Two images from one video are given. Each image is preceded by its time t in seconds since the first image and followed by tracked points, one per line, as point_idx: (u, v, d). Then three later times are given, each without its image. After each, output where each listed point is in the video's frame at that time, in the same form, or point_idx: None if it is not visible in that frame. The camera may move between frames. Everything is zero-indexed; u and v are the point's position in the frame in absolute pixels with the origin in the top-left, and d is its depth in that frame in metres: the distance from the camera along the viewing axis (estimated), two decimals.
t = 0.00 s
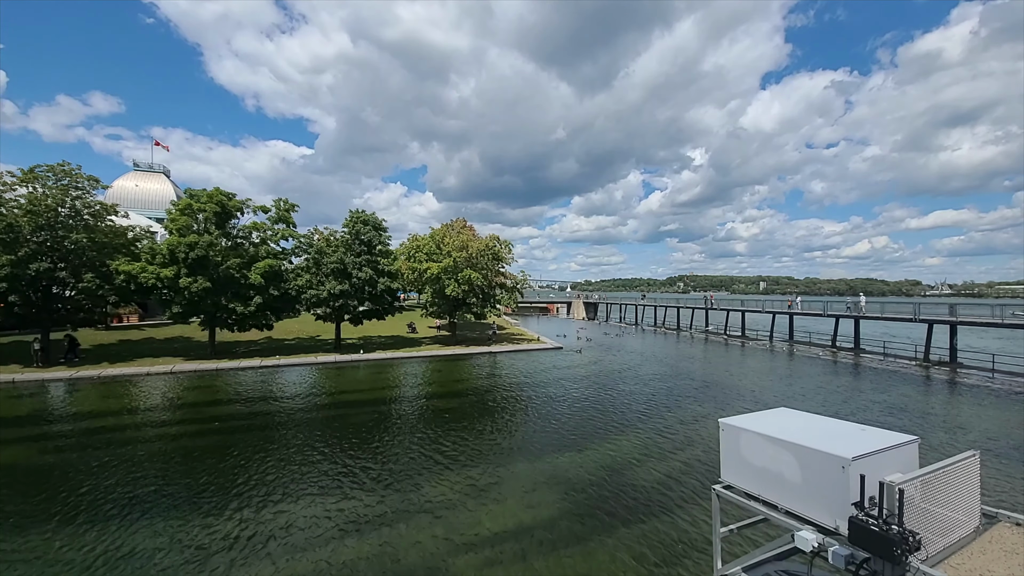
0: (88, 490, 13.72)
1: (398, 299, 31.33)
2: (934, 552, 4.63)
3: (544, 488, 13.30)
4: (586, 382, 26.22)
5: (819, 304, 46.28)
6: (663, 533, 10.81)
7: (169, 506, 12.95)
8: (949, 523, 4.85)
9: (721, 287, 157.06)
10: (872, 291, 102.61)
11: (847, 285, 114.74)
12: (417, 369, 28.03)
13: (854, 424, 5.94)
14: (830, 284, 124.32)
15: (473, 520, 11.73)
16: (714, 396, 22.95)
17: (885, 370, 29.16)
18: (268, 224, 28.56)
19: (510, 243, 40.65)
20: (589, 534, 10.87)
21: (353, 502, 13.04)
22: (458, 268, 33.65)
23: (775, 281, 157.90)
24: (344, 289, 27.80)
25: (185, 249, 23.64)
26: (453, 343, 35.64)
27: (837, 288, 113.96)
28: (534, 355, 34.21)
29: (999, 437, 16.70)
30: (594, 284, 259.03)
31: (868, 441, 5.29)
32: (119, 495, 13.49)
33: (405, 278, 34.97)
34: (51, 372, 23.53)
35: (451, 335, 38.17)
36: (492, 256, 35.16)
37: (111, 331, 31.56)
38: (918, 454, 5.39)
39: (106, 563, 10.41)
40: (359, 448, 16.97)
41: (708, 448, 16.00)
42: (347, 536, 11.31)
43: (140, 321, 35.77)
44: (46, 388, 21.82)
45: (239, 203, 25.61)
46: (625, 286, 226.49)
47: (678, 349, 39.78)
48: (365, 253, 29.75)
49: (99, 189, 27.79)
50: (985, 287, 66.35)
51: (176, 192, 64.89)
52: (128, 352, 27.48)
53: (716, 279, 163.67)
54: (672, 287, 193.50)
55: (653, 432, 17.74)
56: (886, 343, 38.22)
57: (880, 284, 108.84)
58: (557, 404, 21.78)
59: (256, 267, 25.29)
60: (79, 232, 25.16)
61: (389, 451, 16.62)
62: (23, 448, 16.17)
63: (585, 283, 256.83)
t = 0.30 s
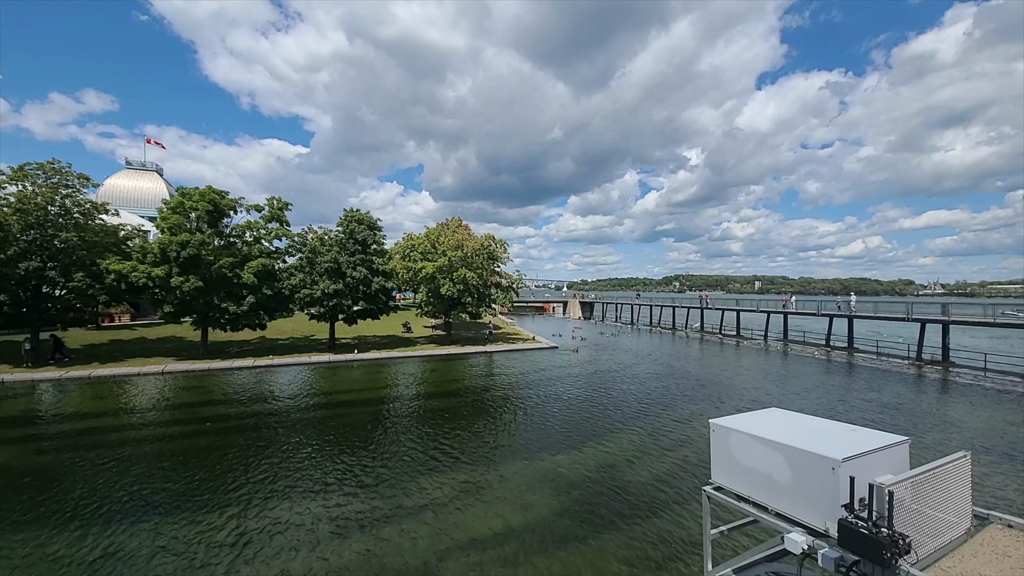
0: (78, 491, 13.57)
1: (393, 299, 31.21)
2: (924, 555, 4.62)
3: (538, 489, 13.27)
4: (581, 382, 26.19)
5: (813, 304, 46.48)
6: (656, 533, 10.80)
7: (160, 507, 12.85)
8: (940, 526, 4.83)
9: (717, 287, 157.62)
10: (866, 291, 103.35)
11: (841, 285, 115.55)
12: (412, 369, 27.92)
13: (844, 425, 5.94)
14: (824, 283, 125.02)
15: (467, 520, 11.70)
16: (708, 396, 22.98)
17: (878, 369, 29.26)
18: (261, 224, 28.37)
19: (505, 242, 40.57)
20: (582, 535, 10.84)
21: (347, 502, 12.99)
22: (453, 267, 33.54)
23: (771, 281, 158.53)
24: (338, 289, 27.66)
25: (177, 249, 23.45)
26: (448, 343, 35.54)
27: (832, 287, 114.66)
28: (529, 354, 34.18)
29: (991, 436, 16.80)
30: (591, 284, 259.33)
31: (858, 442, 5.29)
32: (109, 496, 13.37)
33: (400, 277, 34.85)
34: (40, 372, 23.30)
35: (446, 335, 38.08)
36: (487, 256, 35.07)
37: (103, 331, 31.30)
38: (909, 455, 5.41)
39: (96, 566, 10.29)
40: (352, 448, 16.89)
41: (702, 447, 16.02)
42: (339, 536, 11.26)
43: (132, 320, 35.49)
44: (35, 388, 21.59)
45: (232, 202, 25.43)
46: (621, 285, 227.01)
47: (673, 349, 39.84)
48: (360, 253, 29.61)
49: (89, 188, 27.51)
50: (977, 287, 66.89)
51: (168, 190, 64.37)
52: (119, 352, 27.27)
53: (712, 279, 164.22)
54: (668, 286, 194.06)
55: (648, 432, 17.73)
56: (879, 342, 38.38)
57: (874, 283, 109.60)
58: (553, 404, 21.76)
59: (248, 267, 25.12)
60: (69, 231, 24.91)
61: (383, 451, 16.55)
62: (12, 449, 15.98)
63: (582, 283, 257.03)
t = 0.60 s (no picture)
0: (67, 495, 13.37)
1: (386, 300, 31.06)
2: (910, 557, 4.62)
3: (531, 490, 13.25)
4: (575, 382, 26.21)
5: (805, 304, 46.86)
6: (648, 533, 10.80)
7: (150, 510, 12.70)
8: (926, 527, 4.84)
9: (710, 287, 158.60)
10: (857, 291, 104.32)
11: (832, 285, 116.55)
12: (405, 370, 27.80)
13: (833, 426, 5.97)
14: (817, 284, 125.95)
15: (460, 522, 11.66)
16: (701, 396, 23.05)
17: (869, 368, 29.52)
18: (252, 224, 28.12)
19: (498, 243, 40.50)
20: (574, 536, 10.81)
21: (340, 504, 12.90)
22: (446, 267, 33.44)
23: (763, 282, 159.55)
24: (330, 289, 27.48)
25: (165, 249, 23.17)
26: (442, 344, 35.43)
27: (823, 288, 115.82)
28: (523, 355, 34.14)
29: (979, 434, 16.98)
30: (585, 284, 259.83)
31: (845, 443, 5.31)
32: (97, 500, 13.18)
33: (393, 278, 34.70)
34: (25, 375, 22.92)
35: (440, 335, 37.95)
36: (480, 256, 34.99)
37: (90, 332, 30.90)
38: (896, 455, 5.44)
39: (86, 570, 10.15)
40: (345, 450, 16.78)
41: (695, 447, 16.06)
42: (332, 539, 11.18)
43: (121, 322, 35.05)
44: (21, 391, 21.24)
45: (222, 202, 25.19)
46: (615, 286, 227.57)
47: (667, 349, 39.99)
48: (352, 253, 29.43)
49: (76, 187, 27.13)
50: (965, 287, 67.80)
51: (158, 190, 63.74)
52: (107, 354, 26.93)
53: (705, 279, 165.00)
54: (662, 287, 194.65)
55: (642, 432, 17.76)
56: (869, 342, 38.77)
57: (866, 284, 110.54)
58: (547, 405, 21.75)
59: (239, 267, 24.90)
60: (56, 231, 24.56)
61: (376, 453, 16.45)
62: None
63: (576, 283, 257.40)
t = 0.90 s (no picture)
0: (51, 498, 13.15)
1: (377, 300, 30.88)
2: (894, 558, 4.64)
3: (523, 490, 13.22)
4: (568, 382, 26.22)
5: (795, 304, 47.28)
6: (638, 534, 10.79)
7: (138, 513, 12.54)
8: (910, 528, 4.86)
9: (702, 287, 159.65)
10: (846, 291, 105.52)
11: (822, 285, 118.35)
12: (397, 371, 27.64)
13: (817, 426, 6.00)
14: (807, 283, 127.27)
15: (452, 523, 11.60)
16: (693, 395, 23.16)
17: (858, 368, 29.80)
18: (241, 223, 27.82)
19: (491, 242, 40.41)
20: (564, 537, 10.78)
21: (331, 506, 12.81)
22: (438, 267, 33.31)
23: (755, 281, 160.85)
24: (321, 289, 27.25)
25: (152, 248, 22.84)
26: (434, 344, 35.29)
27: (813, 288, 116.97)
28: (516, 355, 34.10)
29: (965, 433, 17.20)
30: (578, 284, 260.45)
31: (829, 443, 5.34)
32: (83, 503, 12.97)
33: (384, 278, 34.52)
34: (7, 376, 22.47)
35: (432, 335, 37.80)
36: (472, 256, 34.91)
37: (75, 333, 30.42)
38: (880, 455, 5.48)
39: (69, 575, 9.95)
40: (337, 451, 16.66)
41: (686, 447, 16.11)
42: (323, 541, 11.08)
43: (107, 323, 34.55)
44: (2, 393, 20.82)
45: (210, 200, 24.89)
46: (608, 286, 228.33)
47: (659, 349, 40.15)
48: (343, 253, 29.22)
49: (61, 185, 26.68)
50: (951, 287, 68.86)
51: (146, 189, 62.94)
52: (92, 355, 26.51)
53: (697, 279, 166.00)
54: (655, 287, 195.67)
55: (633, 432, 17.79)
56: (858, 341, 39.22)
57: (855, 284, 111.75)
58: (539, 405, 21.73)
59: (227, 267, 24.63)
60: (40, 230, 24.15)
61: (367, 454, 16.34)
62: None
63: (569, 283, 257.86)
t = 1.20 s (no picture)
0: (39, 501, 12.99)
1: (371, 300, 30.74)
2: (878, 560, 4.62)
3: (515, 491, 13.20)
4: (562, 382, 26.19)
5: (788, 304, 47.56)
6: (629, 535, 10.77)
7: (128, 515, 12.41)
8: (894, 528, 4.85)
9: (696, 287, 160.32)
10: (838, 291, 106.27)
11: (815, 285, 119.20)
12: (390, 372, 27.51)
13: (804, 427, 6.02)
14: (800, 284, 128.12)
15: (445, 524, 11.56)
16: (686, 395, 23.21)
17: (850, 367, 30.00)
18: (233, 222, 27.61)
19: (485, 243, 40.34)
20: (556, 538, 10.74)
21: (323, 507, 12.74)
22: (432, 267, 33.21)
23: (749, 281, 161.78)
24: (313, 290, 27.10)
25: (141, 248, 22.58)
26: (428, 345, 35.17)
27: (806, 288, 117.80)
28: (510, 355, 34.03)
29: (955, 432, 17.32)
30: (573, 284, 261.01)
31: (815, 444, 5.35)
32: (73, 506, 12.82)
33: (378, 278, 34.37)
34: None
35: (426, 336, 37.68)
36: (466, 256, 34.83)
37: (64, 334, 30.08)
38: (865, 455, 5.49)
39: None
40: (330, 452, 16.59)
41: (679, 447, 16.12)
42: (315, 543, 11.02)
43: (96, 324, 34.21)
44: None
45: (200, 200, 24.70)
46: (603, 286, 228.72)
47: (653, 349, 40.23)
48: (336, 253, 29.05)
49: (48, 184, 26.38)
50: (941, 287, 69.53)
51: (137, 188, 62.41)
52: (81, 356, 26.22)
53: (692, 279, 166.63)
54: (649, 287, 196.31)
55: (627, 432, 17.79)
56: (850, 341, 39.52)
57: (848, 284, 112.70)
58: (533, 405, 21.69)
59: (218, 267, 24.44)
60: (27, 230, 23.86)
61: (361, 455, 16.28)
62: None
63: (564, 283, 258.05)
